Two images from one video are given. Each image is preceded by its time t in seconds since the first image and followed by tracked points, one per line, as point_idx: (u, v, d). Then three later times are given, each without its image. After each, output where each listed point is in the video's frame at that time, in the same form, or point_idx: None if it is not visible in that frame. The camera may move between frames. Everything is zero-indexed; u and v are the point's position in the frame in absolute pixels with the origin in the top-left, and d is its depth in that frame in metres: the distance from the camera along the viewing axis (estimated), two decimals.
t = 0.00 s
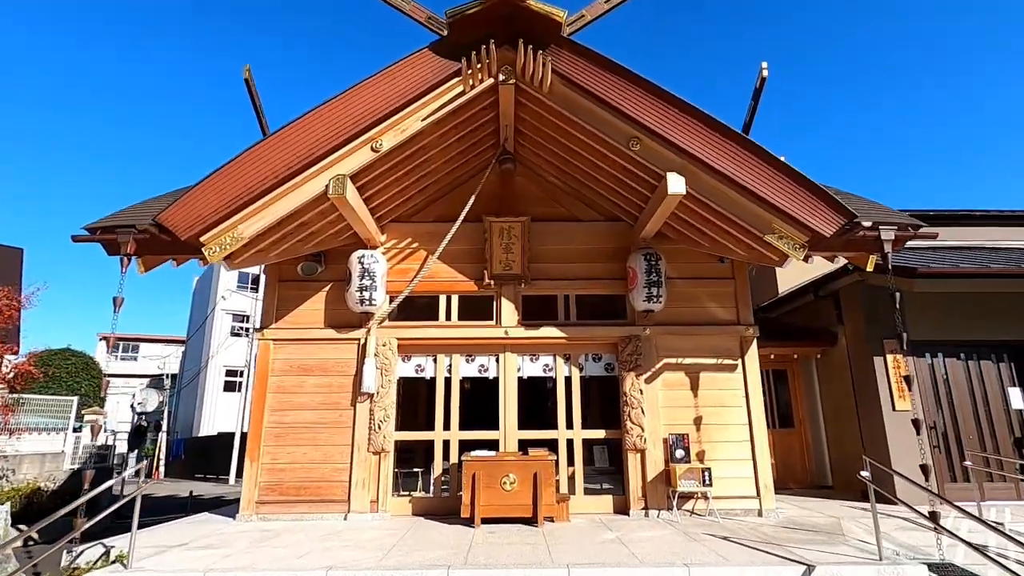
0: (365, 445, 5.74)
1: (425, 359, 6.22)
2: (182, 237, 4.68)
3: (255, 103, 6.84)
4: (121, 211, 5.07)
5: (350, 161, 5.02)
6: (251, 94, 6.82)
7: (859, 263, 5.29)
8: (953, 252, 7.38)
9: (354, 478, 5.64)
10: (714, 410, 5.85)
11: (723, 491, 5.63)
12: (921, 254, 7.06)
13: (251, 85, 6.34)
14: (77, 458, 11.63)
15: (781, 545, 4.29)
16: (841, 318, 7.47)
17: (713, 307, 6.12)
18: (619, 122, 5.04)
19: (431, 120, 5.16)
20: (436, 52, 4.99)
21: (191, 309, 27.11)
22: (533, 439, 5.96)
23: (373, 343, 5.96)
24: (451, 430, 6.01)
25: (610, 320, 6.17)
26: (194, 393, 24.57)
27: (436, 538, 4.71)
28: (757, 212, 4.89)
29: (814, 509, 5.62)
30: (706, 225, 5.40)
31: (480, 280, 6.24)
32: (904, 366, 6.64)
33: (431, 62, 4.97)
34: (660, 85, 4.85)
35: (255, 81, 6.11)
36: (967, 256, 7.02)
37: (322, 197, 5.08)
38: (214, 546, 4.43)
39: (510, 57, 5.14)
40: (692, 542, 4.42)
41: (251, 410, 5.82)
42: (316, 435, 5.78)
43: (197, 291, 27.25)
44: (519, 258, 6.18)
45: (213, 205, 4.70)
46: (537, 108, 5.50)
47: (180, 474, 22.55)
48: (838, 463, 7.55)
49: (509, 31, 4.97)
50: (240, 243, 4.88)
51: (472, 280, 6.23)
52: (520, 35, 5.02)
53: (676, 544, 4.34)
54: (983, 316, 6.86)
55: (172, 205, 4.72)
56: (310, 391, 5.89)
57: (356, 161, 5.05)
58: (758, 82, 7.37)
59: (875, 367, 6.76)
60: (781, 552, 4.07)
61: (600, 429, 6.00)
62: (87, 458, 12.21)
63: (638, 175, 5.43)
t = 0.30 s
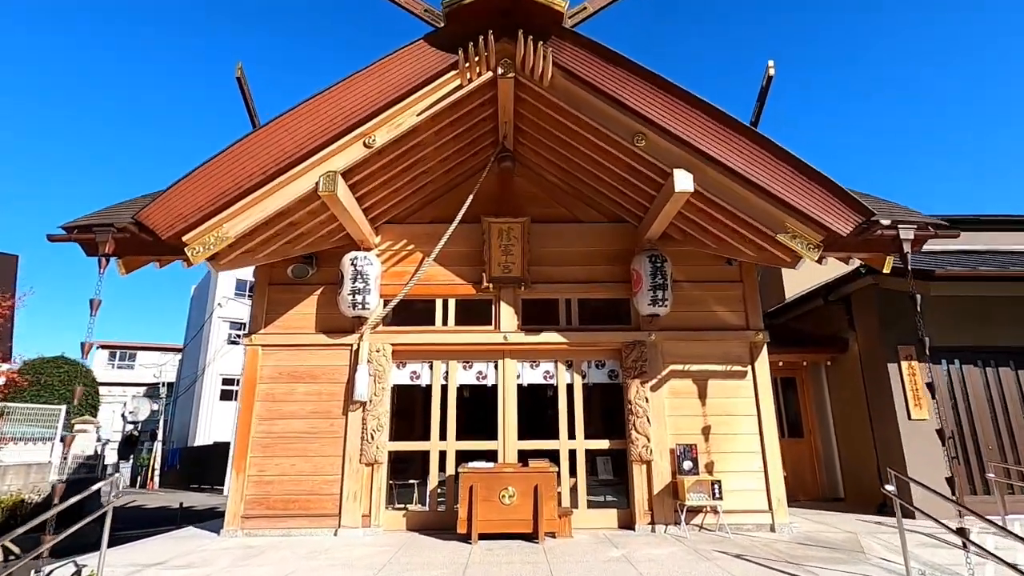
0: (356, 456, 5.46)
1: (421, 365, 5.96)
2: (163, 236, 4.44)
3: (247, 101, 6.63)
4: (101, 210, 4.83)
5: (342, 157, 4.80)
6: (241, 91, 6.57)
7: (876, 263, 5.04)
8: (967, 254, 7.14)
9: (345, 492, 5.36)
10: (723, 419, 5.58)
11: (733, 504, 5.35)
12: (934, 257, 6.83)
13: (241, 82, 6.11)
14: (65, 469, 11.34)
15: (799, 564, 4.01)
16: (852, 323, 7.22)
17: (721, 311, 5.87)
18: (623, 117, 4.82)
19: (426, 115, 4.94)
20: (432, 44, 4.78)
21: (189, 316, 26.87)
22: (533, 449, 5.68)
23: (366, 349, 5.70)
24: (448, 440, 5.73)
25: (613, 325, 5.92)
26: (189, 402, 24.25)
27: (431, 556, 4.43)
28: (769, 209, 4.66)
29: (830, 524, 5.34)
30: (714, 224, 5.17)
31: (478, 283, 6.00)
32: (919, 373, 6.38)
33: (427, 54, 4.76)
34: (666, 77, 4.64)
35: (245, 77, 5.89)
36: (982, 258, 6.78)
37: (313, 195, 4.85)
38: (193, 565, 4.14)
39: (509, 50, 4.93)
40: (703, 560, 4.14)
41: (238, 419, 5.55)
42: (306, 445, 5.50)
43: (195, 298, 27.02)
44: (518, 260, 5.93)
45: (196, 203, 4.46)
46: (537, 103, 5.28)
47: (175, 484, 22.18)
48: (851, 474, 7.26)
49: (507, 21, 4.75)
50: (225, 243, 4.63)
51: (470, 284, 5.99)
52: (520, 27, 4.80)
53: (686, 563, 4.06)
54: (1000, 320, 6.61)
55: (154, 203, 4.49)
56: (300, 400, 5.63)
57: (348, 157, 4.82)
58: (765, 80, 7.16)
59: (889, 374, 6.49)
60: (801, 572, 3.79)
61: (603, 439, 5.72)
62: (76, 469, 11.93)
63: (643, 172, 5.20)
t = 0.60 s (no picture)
0: (350, 469, 5.18)
1: (418, 373, 5.69)
2: (144, 235, 4.19)
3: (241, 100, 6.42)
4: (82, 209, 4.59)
5: (336, 154, 4.57)
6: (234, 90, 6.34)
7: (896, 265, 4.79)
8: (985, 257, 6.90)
9: (338, 507, 5.07)
10: (736, 429, 5.30)
11: (748, 520, 5.06)
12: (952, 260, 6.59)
13: (232, 79, 5.87)
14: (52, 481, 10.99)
15: None
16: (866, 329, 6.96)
17: (732, 316, 5.61)
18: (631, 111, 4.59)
19: (424, 109, 4.71)
20: (431, 36, 4.57)
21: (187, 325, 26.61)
22: (536, 461, 5.40)
23: (361, 356, 5.44)
24: (447, 452, 5.46)
25: (619, 331, 5.66)
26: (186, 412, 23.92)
27: None
28: (786, 207, 4.41)
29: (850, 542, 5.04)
30: (726, 224, 4.93)
31: (479, 287, 5.75)
32: (939, 382, 6.11)
33: (424, 46, 4.55)
34: (676, 69, 4.42)
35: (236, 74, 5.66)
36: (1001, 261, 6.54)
37: (305, 193, 4.62)
38: None
39: (511, 42, 4.72)
40: None
41: (226, 430, 5.28)
42: (297, 457, 5.22)
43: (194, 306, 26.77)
44: (520, 262, 5.68)
45: (180, 201, 4.22)
46: (540, 99, 5.06)
47: (170, 495, 21.84)
48: (867, 487, 6.96)
49: (509, 12, 4.54)
50: (211, 243, 4.38)
51: (470, 287, 5.74)
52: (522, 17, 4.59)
53: None
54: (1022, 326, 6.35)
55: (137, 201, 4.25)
56: (291, 409, 5.35)
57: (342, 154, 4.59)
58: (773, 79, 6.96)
59: (908, 382, 6.21)
60: None
61: (610, 451, 5.44)
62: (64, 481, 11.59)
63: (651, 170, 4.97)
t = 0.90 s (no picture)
0: (340, 481, 4.91)
1: (413, 380, 5.43)
2: (122, 232, 3.97)
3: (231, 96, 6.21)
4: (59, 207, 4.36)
5: (325, 149, 4.33)
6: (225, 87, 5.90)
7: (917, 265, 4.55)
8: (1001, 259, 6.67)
9: (327, 522, 4.80)
10: (747, 439, 5.03)
11: (761, 536, 4.78)
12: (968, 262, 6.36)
13: (221, 75, 5.65)
14: (38, 492, 10.67)
15: None
16: (879, 334, 6.72)
17: (741, 320, 5.37)
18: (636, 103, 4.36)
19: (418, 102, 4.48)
20: (426, 26, 4.36)
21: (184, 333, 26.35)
22: (537, 473, 5.14)
23: (352, 361, 5.18)
24: (442, 463, 5.19)
25: (624, 336, 5.41)
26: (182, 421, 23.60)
27: None
28: (801, 204, 4.17)
29: (870, 559, 4.76)
30: (736, 223, 4.69)
31: (476, 290, 5.50)
32: (956, 389, 5.85)
33: (420, 36, 4.34)
34: (682, 59, 4.21)
35: (225, 70, 5.46)
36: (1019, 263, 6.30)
37: (293, 190, 4.39)
38: None
39: (510, 32, 4.50)
40: None
41: (210, 440, 5.01)
42: (284, 468, 4.96)
43: (191, 315, 26.49)
44: (519, 263, 5.44)
45: (160, 197, 4.00)
46: (540, 93, 4.85)
47: (165, 506, 21.47)
48: (882, 499, 6.68)
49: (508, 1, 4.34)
50: (192, 241, 4.15)
51: (468, 290, 5.50)
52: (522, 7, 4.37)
53: None
54: None
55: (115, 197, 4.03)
56: (279, 418, 5.10)
57: (332, 148, 4.34)
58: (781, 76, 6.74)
59: (924, 390, 5.94)
60: None
61: (614, 462, 5.17)
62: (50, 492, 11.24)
63: (657, 166, 4.75)
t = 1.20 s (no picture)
0: (327, 491, 4.65)
1: (405, 385, 5.17)
2: (93, 226, 3.74)
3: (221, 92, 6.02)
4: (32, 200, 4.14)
5: (312, 139, 4.09)
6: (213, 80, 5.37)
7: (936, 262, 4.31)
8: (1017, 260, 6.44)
9: (313, 535, 4.53)
10: (758, 448, 4.76)
11: (773, 551, 4.50)
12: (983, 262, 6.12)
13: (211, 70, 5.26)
14: (24, 501, 10.39)
15: None
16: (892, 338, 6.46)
17: (750, 322, 5.12)
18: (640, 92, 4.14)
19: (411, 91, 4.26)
20: (419, 11, 4.17)
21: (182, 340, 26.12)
22: (535, 483, 4.87)
23: (342, 365, 4.93)
24: (436, 472, 4.92)
25: (626, 339, 5.16)
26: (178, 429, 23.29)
27: None
28: (816, 197, 3.93)
29: None
30: (745, 219, 4.45)
31: (472, 290, 5.26)
32: (975, 396, 5.60)
33: (412, 21, 4.15)
34: (687, 44, 4.00)
35: (212, 64, 5.21)
36: None
37: (278, 182, 4.15)
38: None
39: (507, 19, 4.30)
40: None
41: (190, 448, 4.75)
42: (269, 478, 4.70)
43: (189, 322, 26.27)
44: (517, 263, 5.19)
45: (135, 189, 3.76)
46: (538, 82, 4.64)
47: (159, 516, 21.11)
48: (897, 511, 6.38)
49: None
50: (170, 236, 3.90)
51: (463, 291, 5.25)
52: None
53: None
54: None
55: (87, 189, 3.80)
56: (263, 425, 4.84)
57: (320, 138, 4.11)
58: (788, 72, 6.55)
59: (941, 396, 5.67)
60: None
61: (617, 471, 4.90)
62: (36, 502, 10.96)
63: (661, 160, 4.52)
